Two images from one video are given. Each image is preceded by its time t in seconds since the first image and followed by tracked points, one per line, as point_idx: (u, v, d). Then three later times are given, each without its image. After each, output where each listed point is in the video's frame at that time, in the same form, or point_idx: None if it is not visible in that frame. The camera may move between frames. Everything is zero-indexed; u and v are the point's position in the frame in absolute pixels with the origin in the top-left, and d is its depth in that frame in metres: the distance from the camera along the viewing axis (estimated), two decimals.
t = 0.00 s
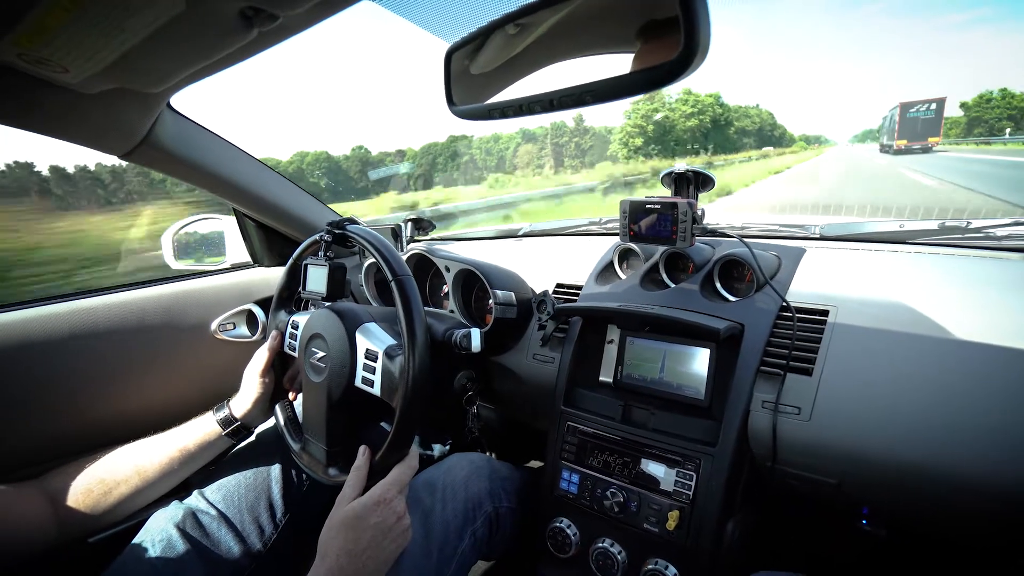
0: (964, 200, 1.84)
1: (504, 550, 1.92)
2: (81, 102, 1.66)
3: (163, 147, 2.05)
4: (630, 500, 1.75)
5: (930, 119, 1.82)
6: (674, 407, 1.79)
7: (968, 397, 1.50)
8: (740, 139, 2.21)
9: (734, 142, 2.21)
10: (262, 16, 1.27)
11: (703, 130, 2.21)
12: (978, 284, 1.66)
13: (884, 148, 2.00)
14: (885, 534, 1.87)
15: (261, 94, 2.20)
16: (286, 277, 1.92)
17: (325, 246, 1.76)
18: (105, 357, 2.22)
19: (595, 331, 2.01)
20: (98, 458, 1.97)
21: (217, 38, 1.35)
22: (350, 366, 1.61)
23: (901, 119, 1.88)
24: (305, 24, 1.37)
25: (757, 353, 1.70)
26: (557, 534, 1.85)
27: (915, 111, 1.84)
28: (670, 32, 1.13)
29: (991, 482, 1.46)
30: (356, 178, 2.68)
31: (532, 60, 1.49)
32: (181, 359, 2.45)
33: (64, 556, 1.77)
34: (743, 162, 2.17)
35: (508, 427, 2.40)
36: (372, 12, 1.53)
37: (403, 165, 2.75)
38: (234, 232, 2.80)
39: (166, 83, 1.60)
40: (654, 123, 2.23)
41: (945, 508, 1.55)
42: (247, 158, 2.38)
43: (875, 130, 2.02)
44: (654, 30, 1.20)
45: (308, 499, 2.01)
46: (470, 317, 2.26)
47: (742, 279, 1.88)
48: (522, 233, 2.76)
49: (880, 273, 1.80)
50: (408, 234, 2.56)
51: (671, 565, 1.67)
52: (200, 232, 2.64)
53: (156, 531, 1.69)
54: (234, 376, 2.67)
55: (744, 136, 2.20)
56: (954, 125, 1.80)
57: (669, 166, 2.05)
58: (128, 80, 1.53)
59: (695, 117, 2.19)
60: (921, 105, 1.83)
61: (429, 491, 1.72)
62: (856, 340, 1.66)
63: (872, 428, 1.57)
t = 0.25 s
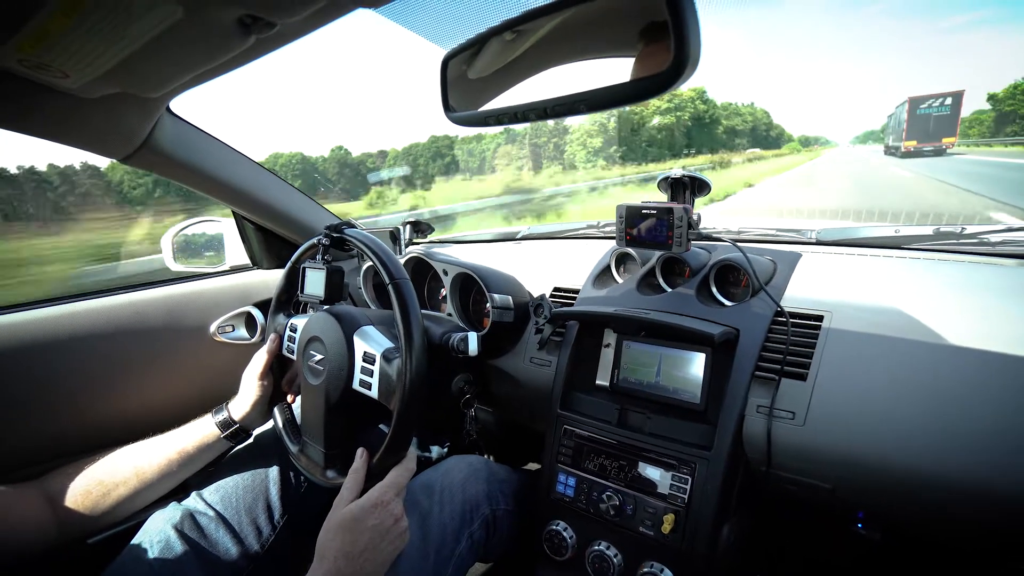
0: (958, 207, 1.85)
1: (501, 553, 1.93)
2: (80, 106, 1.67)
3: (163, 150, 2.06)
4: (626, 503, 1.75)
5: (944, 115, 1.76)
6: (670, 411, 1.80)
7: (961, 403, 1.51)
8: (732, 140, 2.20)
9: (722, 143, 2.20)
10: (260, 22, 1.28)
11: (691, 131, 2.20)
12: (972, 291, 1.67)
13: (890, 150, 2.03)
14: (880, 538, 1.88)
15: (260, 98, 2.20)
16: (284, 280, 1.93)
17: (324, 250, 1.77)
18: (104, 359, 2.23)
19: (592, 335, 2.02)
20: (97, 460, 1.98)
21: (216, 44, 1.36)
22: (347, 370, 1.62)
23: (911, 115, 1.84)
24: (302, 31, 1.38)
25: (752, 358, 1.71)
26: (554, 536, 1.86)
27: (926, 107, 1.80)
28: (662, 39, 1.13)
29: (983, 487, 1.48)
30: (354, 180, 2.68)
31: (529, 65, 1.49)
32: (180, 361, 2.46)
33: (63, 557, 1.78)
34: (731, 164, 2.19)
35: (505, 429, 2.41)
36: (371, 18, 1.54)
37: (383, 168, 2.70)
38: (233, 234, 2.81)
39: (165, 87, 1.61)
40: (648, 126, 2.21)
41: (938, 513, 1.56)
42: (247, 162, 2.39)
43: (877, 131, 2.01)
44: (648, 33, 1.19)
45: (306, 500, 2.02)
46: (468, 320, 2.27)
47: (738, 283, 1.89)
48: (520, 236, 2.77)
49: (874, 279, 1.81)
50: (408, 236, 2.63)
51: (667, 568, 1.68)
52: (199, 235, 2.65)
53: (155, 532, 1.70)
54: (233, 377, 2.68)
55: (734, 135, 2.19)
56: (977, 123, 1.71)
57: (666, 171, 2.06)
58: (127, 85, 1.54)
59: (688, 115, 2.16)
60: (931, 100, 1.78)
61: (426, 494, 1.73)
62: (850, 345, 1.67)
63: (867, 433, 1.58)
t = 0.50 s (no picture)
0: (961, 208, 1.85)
1: (502, 553, 1.93)
2: (82, 104, 1.67)
3: (165, 148, 2.06)
4: (628, 504, 1.75)
5: (965, 109, 1.77)
6: (672, 412, 1.80)
7: (964, 405, 1.50)
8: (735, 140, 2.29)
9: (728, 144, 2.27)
10: (263, 20, 1.28)
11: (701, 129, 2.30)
12: (974, 292, 1.66)
13: (893, 152, 2.08)
14: (882, 539, 1.88)
15: (263, 96, 2.20)
16: (286, 280, 1.93)
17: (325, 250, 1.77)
18: (105, 357, 2.23)
19: (594, 335, 2.02)
20: (97, 459, 1.97)
21: (218, 42, 1.35)
22: (349, 369, 1.61)
23: (926, 110, 1.85)
24: (305, 29, 1.38)
25: (755, 359, 1.71)
26: (555, 537, 1.86)
27: (944, 101, 1.81)
28: (667, 37, 1.13)
29: (986, 489, 1.47)
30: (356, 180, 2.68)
31: (533, 63, 1.48)
32: (181, 360, 2.45)
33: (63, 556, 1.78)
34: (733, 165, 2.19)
35: (506, 430, 2.41)
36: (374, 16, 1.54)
37: (362, 170, 2.67)
38: (235, 233, 2.81)
39: (167, 86, 1.61)
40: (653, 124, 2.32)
41: (940, 514, 1.56)
42: (249, 161, 2.38)
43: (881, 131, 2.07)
44: (653, 32, 1.18)
45: (306, 500, 2.02)
46: (470, 320, 2.27)
47: (740, 284, 1.89)
48: (521, 236, 2.77)
49: (876, 279, 1.80)
50: (410, 236, 2.59)
51: (668, 569, 1.68)
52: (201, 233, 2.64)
53: (155, 532, 1.69)
54: (234, 377, 2.68)
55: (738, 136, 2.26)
56: (1002, 120, 1.70)
57: (668, 171, 2.06)
58: (130, 83, 1.54)
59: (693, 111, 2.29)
60: (949, 92, 1.81)
61: (427, 494, 1.72)
62: (852, 346, 1.67)
63: (869, 434, 1.58)
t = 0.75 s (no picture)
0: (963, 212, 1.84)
1: (501, 557, 1.92)
2: (82, 105, 1.67)
3: (165, 149, 2.05)
4: (628, 507, 1.75)
5: (995, 100, 1.75)
6: (673, 415, 1.79)
7: (966, 410, 1.50)
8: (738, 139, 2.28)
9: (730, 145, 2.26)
10: (265, 22, 1.27)
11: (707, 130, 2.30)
12: (977, 296, 1.66)
13: (902, 153, 2.04)
14: (883, 543, 1.88)
15: (263, 97, 2.20)
16: (286, 281, 1.93)
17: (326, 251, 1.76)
18: (105, 358, 2.23)
19: (595, 338, 2.01)
20: (96, 459, 1.97)
21: (219, 43, 1.35)
22: (349, 372, 1.61)
23: (950, 100, 1.82)
24: (307, 30, 1.37)
25: (756, 362, 1.70)
26: (555, 541, 1.85)
27: (972, 90, 1.78)
28: (669, 41, 1.12)
29: (987, 494, 1.47)
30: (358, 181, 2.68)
31: (535, 65, 1.48)
32: (181, 362, 2.45)
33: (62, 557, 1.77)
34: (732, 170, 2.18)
35: (506, 432, 2.40)
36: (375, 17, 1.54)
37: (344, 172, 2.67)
38: (235, 234, 2.80)
39: (168, 87, 1.60)
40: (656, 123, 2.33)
41: (942, 519, 1.56)
42: (250, 162, 2.37)
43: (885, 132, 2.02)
44: (656, 34, 1.18)
45: (305, 502, 2.01)
46: (470, 322, 2.27)
47: (742, 287, 1.88)
48: (522, 237, 2.77)
49: (878, 283, 1.80)
50: (410, 237, 2.58)
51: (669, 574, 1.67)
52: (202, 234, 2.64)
53: (154, 534, 1.69)
54: (234, 377, 2.68)
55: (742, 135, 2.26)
56: None
57: (670, 172, 2.05)
58: (131, 84, 1.54)
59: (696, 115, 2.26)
60: (977, 79, 1.77)
61: (426, 496, 1.72)
62: (854, 350, 1.66)
63: (871, 439, 1.57)
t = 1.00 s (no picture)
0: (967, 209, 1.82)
1: (501, 556, 1.91)
2: (81, 101, 1.66)
3: (164, 146, 2.04)
4: (629, 507, 1.73)
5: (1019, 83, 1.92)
6: (675, 414, 1.77)
7: (971, 409, 1.48)
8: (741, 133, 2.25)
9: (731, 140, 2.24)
10: (263, 15, 1.26)
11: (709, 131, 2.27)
12: (981, 294, 1.64)
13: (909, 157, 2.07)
14: (886, 543, 1.87)
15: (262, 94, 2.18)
16: (285, 278, 1.91)
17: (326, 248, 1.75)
18: (103, 356, 2.22)
19: (596, 336, 2.00)
20: (94, 458, 1.96)
21: (217, 37, 1.34)
22: (348, 369, 1.60)
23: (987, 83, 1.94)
24: (306, 24, 1.36)
25: (758, 360, 1.69)
26: (556, 540, 1.84)
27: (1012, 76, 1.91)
28: (672, 36, 1.11)
29: (992, 494, 1.45)
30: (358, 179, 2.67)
31: (536, 62, 1.47)
32: (180, 360, 2.44)
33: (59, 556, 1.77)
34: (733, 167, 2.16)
35: (506, 431, 2.39)
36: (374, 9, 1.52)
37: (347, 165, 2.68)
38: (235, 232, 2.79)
39: (167, 82, 1.59)
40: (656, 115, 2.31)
41: (945, 519, 1.54)
42: (250, 159, 2.35)
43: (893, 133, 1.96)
44: (657, 31, 1.17)
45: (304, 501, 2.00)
46: (471, 320, 2.25)
47: (744, 285, 1.86)
48: (523, 235, 2.76)
49: (881, 281, 1.79)
50: (410, 235, 2.57)
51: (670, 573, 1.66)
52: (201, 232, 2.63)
53: (152, 533, 1.68)
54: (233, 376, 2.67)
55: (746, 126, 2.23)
56: None
57: (672, 170, 2.04)
58: (129, 80, 1.53)
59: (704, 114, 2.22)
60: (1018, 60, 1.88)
61: (426, 495, 1.70)
62: (857, 348, 1.64)
63: (875, 438, 1.56)
